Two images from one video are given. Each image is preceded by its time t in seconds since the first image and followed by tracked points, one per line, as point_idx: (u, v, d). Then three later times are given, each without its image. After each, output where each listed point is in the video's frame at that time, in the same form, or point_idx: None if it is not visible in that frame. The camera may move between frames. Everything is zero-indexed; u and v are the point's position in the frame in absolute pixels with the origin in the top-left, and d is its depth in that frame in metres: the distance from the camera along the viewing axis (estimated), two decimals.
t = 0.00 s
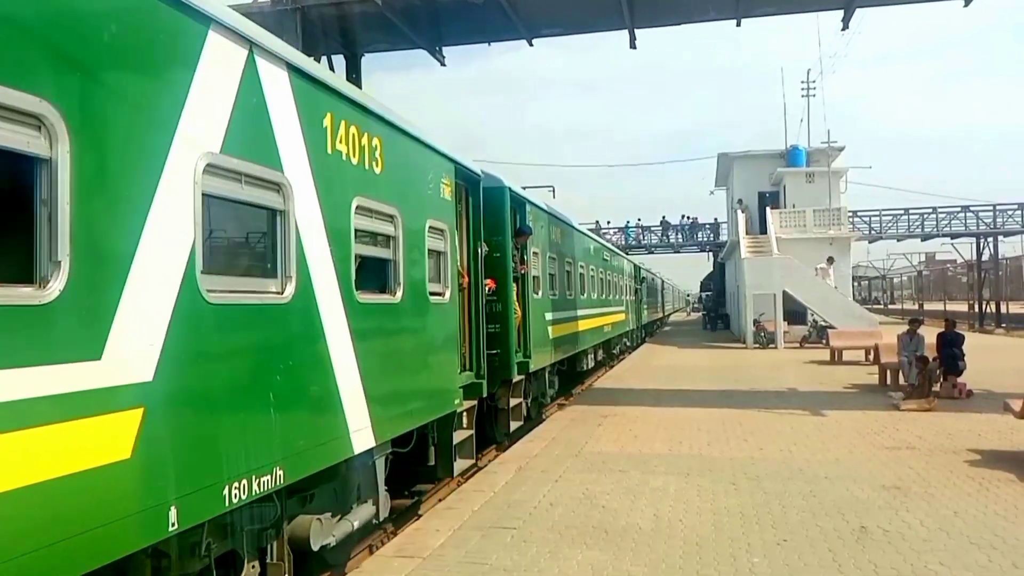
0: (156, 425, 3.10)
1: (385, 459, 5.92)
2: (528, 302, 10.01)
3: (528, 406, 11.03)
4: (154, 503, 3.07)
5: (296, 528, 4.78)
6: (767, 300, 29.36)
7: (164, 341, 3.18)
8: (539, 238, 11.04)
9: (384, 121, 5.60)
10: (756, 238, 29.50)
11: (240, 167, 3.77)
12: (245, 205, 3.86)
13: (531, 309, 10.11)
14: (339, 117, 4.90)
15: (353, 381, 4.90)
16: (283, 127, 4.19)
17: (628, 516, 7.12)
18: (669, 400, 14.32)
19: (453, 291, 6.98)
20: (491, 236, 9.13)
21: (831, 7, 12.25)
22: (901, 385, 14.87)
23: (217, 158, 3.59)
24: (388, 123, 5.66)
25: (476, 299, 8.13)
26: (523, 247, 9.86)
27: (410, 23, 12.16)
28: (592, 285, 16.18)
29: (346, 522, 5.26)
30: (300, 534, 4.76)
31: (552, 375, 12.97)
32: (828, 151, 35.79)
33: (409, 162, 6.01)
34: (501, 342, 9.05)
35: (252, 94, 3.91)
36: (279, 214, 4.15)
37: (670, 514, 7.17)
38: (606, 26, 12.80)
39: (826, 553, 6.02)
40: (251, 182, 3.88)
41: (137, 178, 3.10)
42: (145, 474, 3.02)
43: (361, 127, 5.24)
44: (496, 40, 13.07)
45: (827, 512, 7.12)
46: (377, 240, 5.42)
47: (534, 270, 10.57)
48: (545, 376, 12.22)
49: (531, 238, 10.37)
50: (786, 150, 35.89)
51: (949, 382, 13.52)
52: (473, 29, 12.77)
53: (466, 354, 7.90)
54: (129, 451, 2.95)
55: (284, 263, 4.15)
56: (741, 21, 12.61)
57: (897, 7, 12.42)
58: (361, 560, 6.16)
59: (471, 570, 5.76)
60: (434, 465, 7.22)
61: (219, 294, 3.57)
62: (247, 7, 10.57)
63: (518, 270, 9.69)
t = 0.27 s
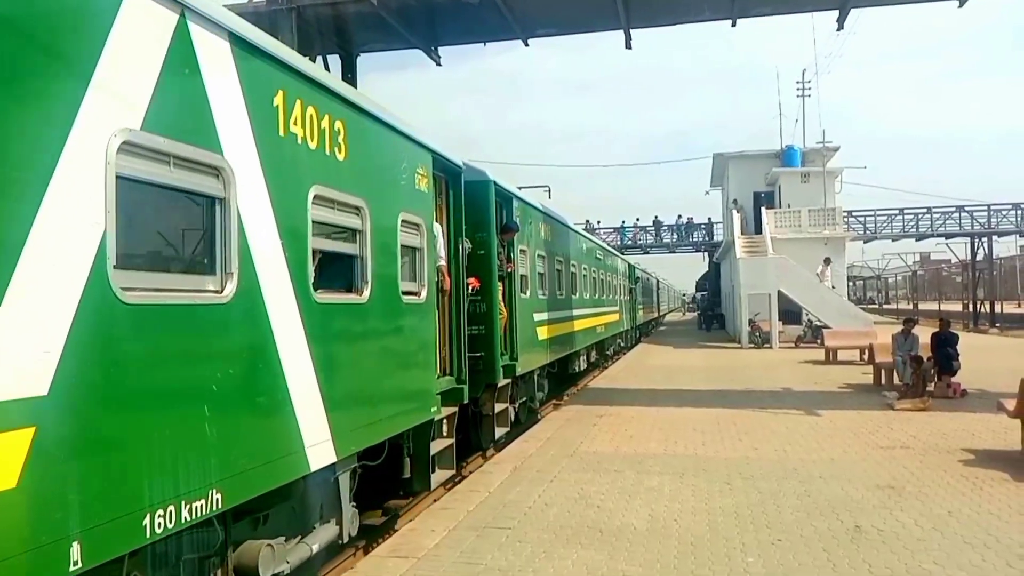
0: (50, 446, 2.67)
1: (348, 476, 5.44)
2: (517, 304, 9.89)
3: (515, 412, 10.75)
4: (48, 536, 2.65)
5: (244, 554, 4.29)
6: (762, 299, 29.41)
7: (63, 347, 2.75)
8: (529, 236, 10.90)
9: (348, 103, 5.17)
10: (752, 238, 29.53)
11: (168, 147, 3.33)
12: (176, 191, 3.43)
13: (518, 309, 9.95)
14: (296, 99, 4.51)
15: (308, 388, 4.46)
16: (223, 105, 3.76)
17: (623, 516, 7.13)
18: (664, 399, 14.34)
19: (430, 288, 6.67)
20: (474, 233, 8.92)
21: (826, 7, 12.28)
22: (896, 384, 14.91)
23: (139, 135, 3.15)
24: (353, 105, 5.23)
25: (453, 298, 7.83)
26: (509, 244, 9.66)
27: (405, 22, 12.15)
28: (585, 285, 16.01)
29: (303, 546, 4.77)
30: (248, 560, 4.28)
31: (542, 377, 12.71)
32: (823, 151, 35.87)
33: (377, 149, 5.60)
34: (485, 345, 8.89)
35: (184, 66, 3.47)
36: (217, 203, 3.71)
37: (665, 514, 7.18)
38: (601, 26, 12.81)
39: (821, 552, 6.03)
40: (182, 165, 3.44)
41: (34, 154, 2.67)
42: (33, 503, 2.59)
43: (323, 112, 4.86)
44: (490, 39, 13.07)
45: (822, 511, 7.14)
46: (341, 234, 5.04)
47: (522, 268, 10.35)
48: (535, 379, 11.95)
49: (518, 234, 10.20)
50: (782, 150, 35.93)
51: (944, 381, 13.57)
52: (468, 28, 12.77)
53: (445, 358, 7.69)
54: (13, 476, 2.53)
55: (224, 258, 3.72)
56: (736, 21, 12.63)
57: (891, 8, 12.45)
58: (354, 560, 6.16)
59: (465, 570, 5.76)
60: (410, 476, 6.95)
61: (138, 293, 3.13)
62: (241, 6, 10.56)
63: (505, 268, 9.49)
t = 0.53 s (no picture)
0: None
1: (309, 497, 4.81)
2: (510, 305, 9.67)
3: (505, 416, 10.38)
4: None
5: None
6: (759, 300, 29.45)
7: None
8: (520, 234, 10.55)
9: (308, 81, 4.60)
10: (748, 238, 29.57)
11: (78, 120, 2.79)
12: (88, 172, 2.88)
13: (506, 310, 9.56)
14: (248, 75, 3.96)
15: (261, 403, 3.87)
16: (149, 75, 3.19)
17: (620, 516, 7.14)
18: (661, 400, 14.36)
19: (407, 289, 6.13)
20: (458, 230, 8.52)
21: (823, 8, 12.29)
22: (892, 385, 14.94)
23: (36, 105, 2.59)
24: (314, 83, 4.66)
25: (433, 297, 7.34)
26: (496, 241, 9.26)
27: (402, 23, 12.16)
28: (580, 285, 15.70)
29: None
30: None
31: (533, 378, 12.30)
32: (820, 152, 35.93)
33: (344, 134, 5.05)
34: (470, 348, 8.48)
35: (98, 24, 2.90)
36: (143, 187, 3.14)
37: (662, 514, 7.18)
38: (599, 27, 12.81)
39: (818, 553, 6.04)
40: (95, 142, 2.88)
41: None
42: None
43: (279, 89, 4.29)
44: (488, 39, 13.06)
45: (819, 512, 7.15)
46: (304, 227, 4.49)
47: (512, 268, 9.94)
48: (526, 382, 11.55)
49: (508, 232, 9.85)
50: (779, 151, 35.97)
51: (940, 382, 13.60)
52: (465, 29, 12.77)
53: (422, 363, 7.26)
54: None
55: (151, 249, 3.12)
56: (733, 22, 12.63)
57: (889, 9, 12.46)
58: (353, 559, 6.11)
59: (462, 571, 5.76)
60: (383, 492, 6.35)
61: (31, 292, 2.56)
62: (238, 5, 10.54)
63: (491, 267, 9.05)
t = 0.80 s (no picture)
0: None
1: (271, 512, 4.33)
2: (506, 306, 9.57)
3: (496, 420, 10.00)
4: None
5: None
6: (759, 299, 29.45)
7: None
8: (515, 230, 10.20)
9: (270, 56, 4.16)
10: (749, 237, 29.57)
11: None
12: None
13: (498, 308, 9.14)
14: (196, 44, 3.53)
15: (208, 414, 3.46)
16: (67, 34, 2.76)
17: (620, 514, 7.14)
18: (661, 398, 14.37)
19: (384, 287, 5.70)
20: (447, 224, 8.21)
21: (825, 7, 12.28)
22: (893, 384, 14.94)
23: None
24: (276, 58, 4.23)
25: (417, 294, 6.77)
26: (486, 236, 8.85)
27: (403, 21, 12.16)
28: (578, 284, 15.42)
29: None
30: None
31: (528, 379, 11.91)
32: (821, 151, 35.92)
33: (311, 115, 4.61)
34: (459, 349, 8.10)
35: None
36: (63, 167, 2.73)
37: (662, 513, 7.18)
38: (600, 25, 12.80)
39: (818, 552, 6.03)
40: None
41: None
42: None
43: (233, 63, 3.85)
44: (489, 37, 13.05)
45: (820, 511, 7.15)
46: (261, 218, 4.05)
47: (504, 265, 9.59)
48: (519, 383, 11.18)
49: (500, 228, 9.45)
50: (780, 150, 35.95)
51: (941, 381, 13.59)
52: (466, 27, 12.77)
53: (405, 365, 6.63)
54: None
55: (71, 241, 2.74)
56: (735, 20, 12.63)
57: (890, 8, 12.46)
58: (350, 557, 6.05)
59: (462, 570, 5.74)
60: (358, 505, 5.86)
61: None
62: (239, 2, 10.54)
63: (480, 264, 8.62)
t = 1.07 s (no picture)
0: None
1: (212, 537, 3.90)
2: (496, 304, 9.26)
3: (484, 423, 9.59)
4: None
5: None
6: (756, 296, 29.49)
7: None
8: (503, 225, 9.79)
9: (206, 24, 3.72)
10: (745, 235, 29.60)
11: None
12: None
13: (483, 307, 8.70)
14: (109, 6, 3.10)
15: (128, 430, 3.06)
16: None
17: (616, 512, 7.14)
18: (658, 396, 14.38)
19: (349, 284, 5.28)
20: (427, 219, 7.72)
21: (821, 4, 12.27)
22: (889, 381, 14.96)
23: None
24: (214, 27, 3.79)
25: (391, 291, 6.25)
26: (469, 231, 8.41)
27: (398, 19, 12.14)
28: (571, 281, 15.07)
29: None
30: None
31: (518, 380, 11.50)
32: (817, 148, 35.96)
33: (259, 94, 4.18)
34: (439, 351, 7.57)
35: None
36: None
37: (658, 511, 7.19)
38: (596, 23, 12.79)
39: (814, 549, 6.04)
40: None
41: None
42: None
43: (159, 30, 3.41)
44: (484, 36, 13.04)
45: (817, 508, 7.16)
46: (196, 207, 3.64)
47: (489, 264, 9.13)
48: (508, 385, 10.77)
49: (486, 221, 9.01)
50: (775, 148, 35.99)
51: (937, 378, 13.61)
52: (461, 25, 12.75)
53: (379, 370, 6.11)
54: None
55: None
56: (730, 18, 12.63)
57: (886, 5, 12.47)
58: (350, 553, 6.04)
59: (458, 569, 5.74)
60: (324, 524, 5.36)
61: None
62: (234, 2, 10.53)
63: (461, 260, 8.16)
